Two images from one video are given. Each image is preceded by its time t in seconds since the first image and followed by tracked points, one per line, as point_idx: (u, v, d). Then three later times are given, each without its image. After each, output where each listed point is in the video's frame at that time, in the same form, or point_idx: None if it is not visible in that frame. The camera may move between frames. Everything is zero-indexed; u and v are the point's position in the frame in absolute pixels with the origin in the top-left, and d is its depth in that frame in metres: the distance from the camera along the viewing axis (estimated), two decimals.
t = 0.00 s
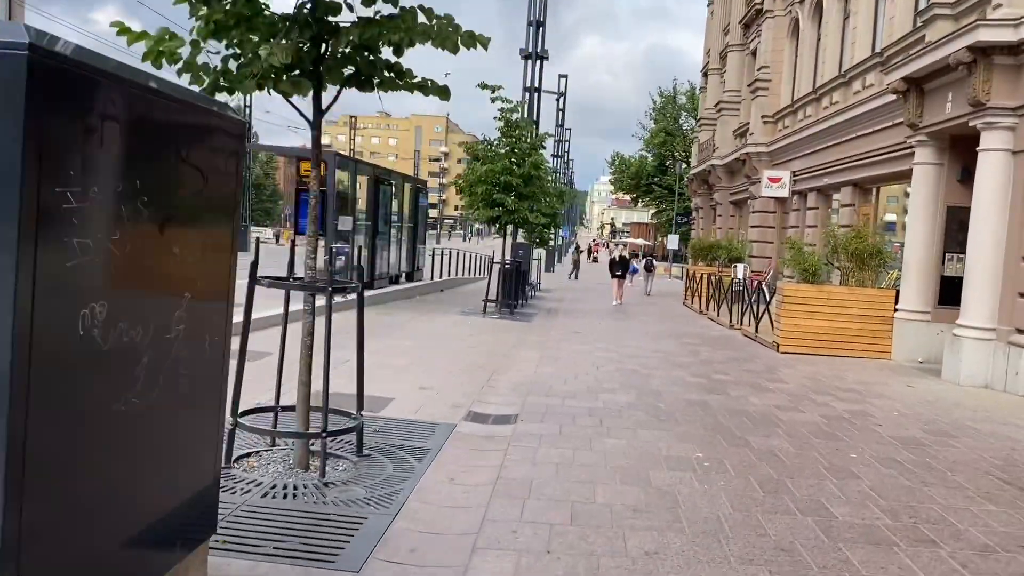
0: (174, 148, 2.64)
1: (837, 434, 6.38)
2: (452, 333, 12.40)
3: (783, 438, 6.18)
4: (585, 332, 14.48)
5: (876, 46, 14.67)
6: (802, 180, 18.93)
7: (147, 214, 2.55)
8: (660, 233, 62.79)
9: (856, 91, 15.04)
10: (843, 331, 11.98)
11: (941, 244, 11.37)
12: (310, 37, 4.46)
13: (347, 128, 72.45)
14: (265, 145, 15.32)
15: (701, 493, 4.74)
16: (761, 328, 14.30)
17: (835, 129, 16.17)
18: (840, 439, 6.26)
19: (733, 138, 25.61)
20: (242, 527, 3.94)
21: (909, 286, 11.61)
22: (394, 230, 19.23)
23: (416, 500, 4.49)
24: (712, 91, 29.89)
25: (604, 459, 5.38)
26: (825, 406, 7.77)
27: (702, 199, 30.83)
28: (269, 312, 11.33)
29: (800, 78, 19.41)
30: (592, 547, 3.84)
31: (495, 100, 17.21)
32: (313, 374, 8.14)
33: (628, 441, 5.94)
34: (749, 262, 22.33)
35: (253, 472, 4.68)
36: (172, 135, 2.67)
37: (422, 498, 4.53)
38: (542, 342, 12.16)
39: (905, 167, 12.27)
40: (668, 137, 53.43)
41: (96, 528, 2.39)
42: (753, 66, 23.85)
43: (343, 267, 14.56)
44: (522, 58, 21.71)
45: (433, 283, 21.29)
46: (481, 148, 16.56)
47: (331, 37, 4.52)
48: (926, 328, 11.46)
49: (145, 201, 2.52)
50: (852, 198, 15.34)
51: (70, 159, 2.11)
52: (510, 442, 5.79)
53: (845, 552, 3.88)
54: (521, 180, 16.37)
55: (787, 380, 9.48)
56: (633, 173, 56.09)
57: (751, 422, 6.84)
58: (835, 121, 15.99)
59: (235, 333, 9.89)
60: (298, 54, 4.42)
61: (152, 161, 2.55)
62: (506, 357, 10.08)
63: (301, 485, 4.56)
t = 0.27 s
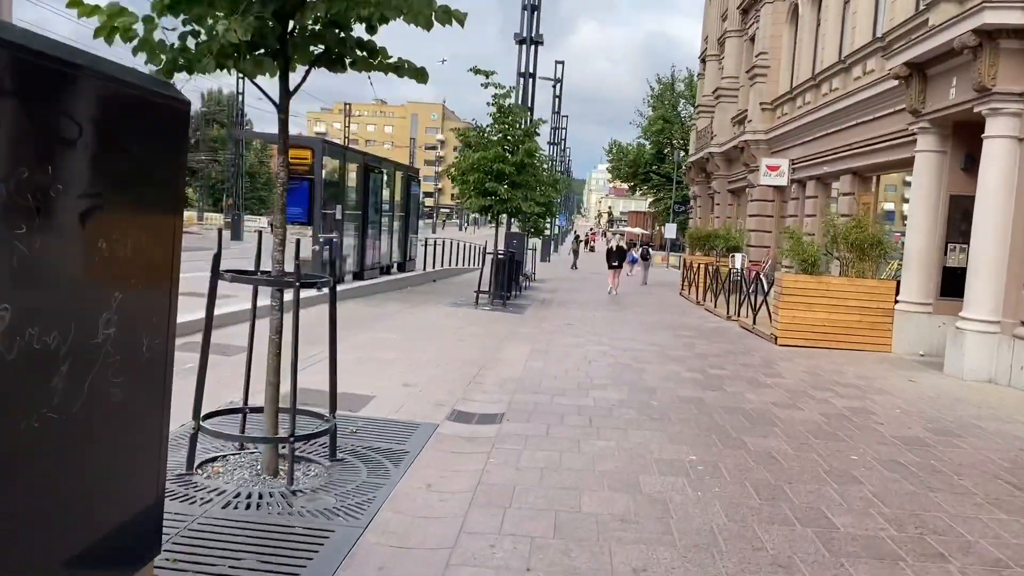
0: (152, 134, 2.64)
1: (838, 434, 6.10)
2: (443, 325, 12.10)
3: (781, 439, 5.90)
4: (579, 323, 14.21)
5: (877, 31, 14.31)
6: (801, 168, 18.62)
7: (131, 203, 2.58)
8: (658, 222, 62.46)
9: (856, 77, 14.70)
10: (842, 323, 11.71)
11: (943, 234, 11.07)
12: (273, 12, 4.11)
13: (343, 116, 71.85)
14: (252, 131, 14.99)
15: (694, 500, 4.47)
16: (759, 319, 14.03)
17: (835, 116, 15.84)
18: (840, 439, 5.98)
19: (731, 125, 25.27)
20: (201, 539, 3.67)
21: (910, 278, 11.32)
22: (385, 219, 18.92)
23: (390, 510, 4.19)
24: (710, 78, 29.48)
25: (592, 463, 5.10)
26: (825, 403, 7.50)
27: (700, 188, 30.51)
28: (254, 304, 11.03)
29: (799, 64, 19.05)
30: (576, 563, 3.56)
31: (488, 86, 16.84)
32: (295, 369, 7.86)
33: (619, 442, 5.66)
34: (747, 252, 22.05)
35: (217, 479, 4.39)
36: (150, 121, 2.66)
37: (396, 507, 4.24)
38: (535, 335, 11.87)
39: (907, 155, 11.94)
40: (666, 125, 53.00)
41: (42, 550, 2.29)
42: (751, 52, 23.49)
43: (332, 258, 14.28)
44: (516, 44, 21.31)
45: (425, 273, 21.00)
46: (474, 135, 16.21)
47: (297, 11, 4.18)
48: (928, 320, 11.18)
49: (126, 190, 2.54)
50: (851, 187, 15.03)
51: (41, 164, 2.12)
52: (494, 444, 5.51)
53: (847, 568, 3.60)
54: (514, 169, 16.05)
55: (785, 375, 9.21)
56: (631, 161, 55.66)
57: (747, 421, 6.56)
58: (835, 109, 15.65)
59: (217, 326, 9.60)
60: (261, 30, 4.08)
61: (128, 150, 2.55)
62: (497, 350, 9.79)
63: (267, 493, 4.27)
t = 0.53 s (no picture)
0: (120, 122, 2.60)
1: (839, 437, 5.86)
2: (433, 319, 11.83)
3: (780, 443, 5.65)
4: (573, 317, 13.96)
5: (877, 19, 14.00)
6: (798, 159, 18.35)
7: (101, 192, 2.55)
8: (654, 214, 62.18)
9: (855, 66, 14.41)
10: (841, 317, 11.45)
11: (945, 227, 10.80)
12: None
13: (338, 107, 71.38)
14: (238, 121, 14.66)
15: (687, 511, 4.21)
16: (756, 313, 13.78)
17: (834, 106, 15.55)
18: (841, 442, 5.73)
19: (728, 116, 24.98)
20: (158, 557, 3.40)
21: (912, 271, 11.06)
22: (376, 211, 18.61)
23: (364, 523, 3.92)
24: (706, 68, 29.15)
25: (581, 470, 4.83)
26: (824, 402, 7.26)
27: (696, 179, 30.25)
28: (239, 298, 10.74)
29: (797, 53, 18.74)
30: None
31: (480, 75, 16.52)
32: (275, 366, 7.57)
33: (610, 446, 5.40)
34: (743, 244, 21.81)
35: (180, 491, 4.12)
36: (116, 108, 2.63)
37: (371, 520, 3.97)
38: (527, 329, 11.60)
39: (907, 146, 11.65)
40: (663, 116, 52.66)
41: None
42: (748, 42, 23.18)
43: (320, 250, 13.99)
44: (510, 33, 20.96)
45: (418, 266, 20.72)
46: (465, 125, 15.89)
47: None
48: (929, 315, 10.93)
49: (97, 181, 2.52)
50: (850, 178, 14.77)
51: (23, 165, 2.20)
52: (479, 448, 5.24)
53: None
54: (506, 159, 15.74)
55: (783, 372, 8.96)
56: (627, 152, 55.32)
57: (745, 422, 6.30)
58: (834, 99, 15.36)
59: (198, 321, 9.30)
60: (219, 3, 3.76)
61: (94, 138, 2.51)
62: (487, 346, 9.52)
63: (233, 504, 4.00)
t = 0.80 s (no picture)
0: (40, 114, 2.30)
1: (840, 446, 5.59)
2: (421, 318, 11.52)
3: (778, 452, 5.37)
4: (564, 315, 13.67)
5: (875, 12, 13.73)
6: (794, 155, 18.09)
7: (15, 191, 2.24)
8: (647, 210, 61.95)
9: (852, 60, 14.14)
10: (838, 316, 11.18)
11: (945, 224, 10.55)
12: None
13: (330, 102, 70.87)
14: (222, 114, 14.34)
15: (681, 530, 3.92)
16: (751, 312, 13.51)
17: (830, 101, 15.29)
18: (842, 451, 5.45)
19: (722, 111, 24.71)
20: None
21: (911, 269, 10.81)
22: (365, 207, 18.28)
23: (332, 546, 3.63)
24: (700, 63, 28.89)
25: (568, 483, 4.54)
26: (823, 407, 6.99)
27: (690, 175, 29.99)
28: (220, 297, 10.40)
29: (792, 47, 18.47)
30: None
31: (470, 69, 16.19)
32: (252, 369, 7.26)
33: (599, 456, 5.10)
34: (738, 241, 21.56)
35: (134, 511, 3.82)
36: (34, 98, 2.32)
37: (340, 542, 3.67)
38: (517, 328, 11.30)
39: (906, 141, 11.38)
40: (656, 112, 52.38)
41: None
42: (743, 36, 22.91)
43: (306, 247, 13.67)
44: (501, 26, 20.63)
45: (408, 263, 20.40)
46: (455, 119, 15.57)
47: None
48: (928, 314, 10.69)
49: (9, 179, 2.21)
50: (846, 174, 14.51)
51: None
52: (460, 459, 4.94)
53: None
54: (497, 154, 15.43)
55: (780, 374, 8.68)
56: (620, 148, 55.07)
57: (741, 428, 6.02)
58: (830, 93, 15.09)
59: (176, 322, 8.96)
60: None
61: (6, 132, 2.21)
62: (474, 347, 9.22)
63: (191, 526, 3.70)
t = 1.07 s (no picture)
0: None
1: (843, 462, 5.31)
2: (408, 324, 11.20)
3: (779, 469, 5.09)
4: (556, 321, 13.38)
5: (872, 11, 13.50)
6: (788, 157, 17.87)
7: None
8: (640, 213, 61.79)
9: (848, 60, 13.91)
10: (835, 322, 10.95)
11: (944, 227, 10.31)
12: None
13: (322, 105, 70.53)
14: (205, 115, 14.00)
15: (679, 561, 3.63)
16: (746, 317, 13.26)
17: (826, 102, 15.05)
18: (846, 468, 5.17)
19: (716, 113, 24.50)
20: None
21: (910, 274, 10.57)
22: (354, 210, 17.97)
23: None
24: (693, 65, 28.68)
25: (557, 506, 4.24)
26: (824, 419, 6.71)
27: (683, 178, 29.78)
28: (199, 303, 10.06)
29: (787, 48, 18.24)
30: None
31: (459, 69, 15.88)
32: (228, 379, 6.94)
33: (590, 475, 4.81)
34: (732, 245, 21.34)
35: (84, 540, 3.52)
36: None
37: None
38: (507, 334, 11.00)
39: (905, 143, 11.12)
40: (649, 114, 52.21)
41: None
42: (737, 37, 22.69)
43: (292, 250, 13.33)
44: (492, 26, 20.33)
45: (399, 266, 20.10)
46: (445, 120, 15.25)
47: None
48: (928, 320, 10.45)
49: None
50: (843, 177, 14.28)
51: None
52: (442, 478, 4.64)
53: None
54: (488, 156, 15.13)
55: (778, 383, 8.41)
56: (613, 151, 54.88)
57: (739, 443, 5.73)
58: (826, 94, 14.84)
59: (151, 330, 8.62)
60: None
61: None
62: (463, 354, 8.91)
63: (145, 556, 3.41)
